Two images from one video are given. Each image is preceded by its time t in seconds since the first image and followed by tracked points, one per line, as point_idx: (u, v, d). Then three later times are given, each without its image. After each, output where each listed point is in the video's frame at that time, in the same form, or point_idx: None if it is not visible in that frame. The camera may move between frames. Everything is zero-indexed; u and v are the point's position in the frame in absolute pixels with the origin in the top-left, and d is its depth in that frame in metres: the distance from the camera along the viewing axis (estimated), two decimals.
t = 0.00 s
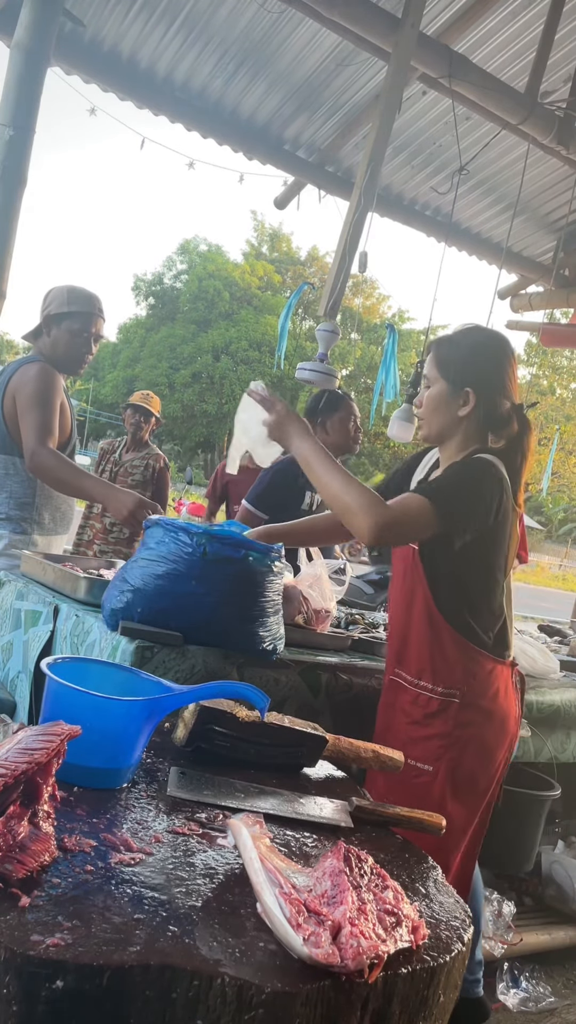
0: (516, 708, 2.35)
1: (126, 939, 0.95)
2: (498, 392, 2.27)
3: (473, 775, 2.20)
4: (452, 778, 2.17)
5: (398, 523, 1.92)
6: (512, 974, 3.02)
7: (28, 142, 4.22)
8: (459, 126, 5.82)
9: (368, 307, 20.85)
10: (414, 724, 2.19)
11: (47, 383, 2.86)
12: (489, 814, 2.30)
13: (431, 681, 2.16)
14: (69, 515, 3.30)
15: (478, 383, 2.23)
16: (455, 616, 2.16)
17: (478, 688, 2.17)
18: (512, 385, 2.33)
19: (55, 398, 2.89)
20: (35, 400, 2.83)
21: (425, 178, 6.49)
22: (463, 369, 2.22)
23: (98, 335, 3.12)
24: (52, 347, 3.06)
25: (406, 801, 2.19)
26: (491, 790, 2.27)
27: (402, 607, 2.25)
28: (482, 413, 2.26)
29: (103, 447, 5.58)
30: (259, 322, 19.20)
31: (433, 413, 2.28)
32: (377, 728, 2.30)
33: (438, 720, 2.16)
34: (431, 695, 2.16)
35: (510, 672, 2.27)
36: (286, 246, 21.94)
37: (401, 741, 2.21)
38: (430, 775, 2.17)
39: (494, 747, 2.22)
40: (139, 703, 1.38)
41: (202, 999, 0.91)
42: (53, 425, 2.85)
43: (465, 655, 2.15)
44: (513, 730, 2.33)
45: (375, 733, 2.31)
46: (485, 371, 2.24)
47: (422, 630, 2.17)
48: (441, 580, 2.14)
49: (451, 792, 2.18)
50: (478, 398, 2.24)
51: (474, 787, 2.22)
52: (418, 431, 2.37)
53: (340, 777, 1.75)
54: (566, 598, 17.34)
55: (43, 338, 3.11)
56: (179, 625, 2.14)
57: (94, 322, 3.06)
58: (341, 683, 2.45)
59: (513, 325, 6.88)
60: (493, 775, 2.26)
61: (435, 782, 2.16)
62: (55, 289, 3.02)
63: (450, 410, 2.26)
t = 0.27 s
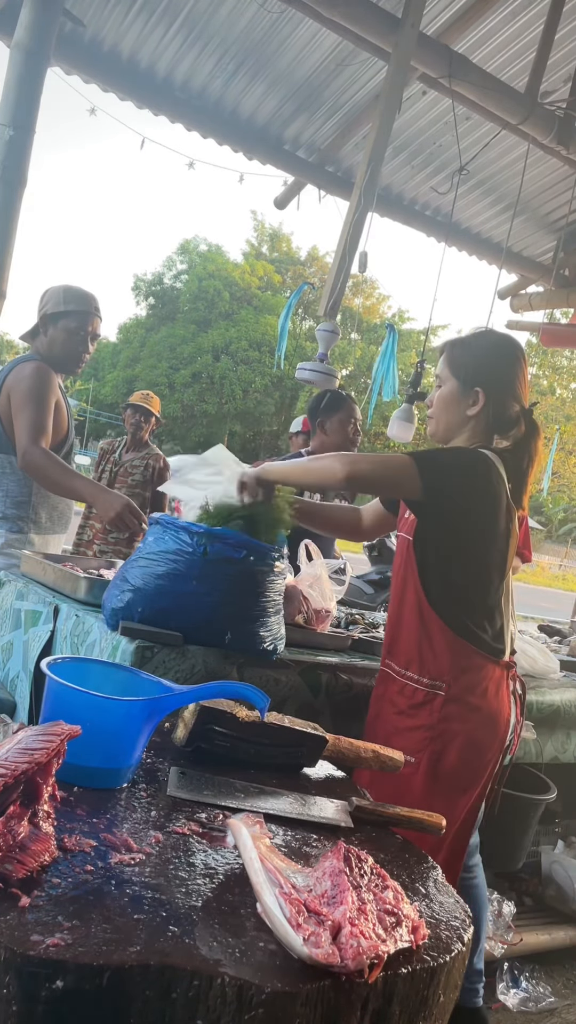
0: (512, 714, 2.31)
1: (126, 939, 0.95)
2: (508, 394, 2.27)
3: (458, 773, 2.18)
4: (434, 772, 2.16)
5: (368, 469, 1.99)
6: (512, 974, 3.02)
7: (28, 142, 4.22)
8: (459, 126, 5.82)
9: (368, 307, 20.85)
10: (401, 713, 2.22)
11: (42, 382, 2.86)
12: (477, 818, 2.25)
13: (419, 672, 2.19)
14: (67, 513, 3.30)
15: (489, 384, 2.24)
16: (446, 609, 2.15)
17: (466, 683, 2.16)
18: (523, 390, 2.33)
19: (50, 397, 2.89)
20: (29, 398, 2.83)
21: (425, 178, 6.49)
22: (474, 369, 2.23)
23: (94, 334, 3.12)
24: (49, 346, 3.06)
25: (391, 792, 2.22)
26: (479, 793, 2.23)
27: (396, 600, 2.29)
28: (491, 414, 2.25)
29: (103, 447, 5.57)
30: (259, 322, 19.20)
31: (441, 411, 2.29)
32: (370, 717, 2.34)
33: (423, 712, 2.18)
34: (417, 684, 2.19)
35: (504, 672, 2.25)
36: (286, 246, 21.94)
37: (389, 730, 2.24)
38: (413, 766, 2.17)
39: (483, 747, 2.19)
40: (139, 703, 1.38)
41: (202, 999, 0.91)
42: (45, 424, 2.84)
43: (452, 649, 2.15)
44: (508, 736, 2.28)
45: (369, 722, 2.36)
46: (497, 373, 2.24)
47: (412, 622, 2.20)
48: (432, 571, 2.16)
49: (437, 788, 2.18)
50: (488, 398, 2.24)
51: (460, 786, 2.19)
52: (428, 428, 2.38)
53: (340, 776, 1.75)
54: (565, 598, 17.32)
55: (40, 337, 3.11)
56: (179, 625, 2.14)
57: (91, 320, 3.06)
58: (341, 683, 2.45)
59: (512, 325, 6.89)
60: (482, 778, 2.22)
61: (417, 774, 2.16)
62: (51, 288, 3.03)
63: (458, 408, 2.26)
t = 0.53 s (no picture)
0: (512, 712, 2.34)
1: (126, 939, 0.95)
2: (507, 396, 2.27)
3: (464, 776, 2.18)
4: (442, 777, 2.16)
5: (389, 533, 2.00)
6: (512, 974, 3.02)
7: (29, 142, 4.22)
8: (459, 126, 5.81)
9: (368, 307, 20.84)
10: (406, 719, 2.21)
11: (41, 381, 2.86)
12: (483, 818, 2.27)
13: (423, 677, 2.18)
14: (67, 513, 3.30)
15: (487, 384, 2.23)
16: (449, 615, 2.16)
17: (470, 686, 2.17)
18: (523, 390, 2.33)
19: (50, 397, 2.89)
20: (29, 397, 2.83)
21: (425, 178, 6.49)
22: (472, 369, 2.23)
23: (93, 332, 3.12)
24: (49, 345, 3.06)
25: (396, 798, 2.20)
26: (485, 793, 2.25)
27: (399, 605, 2.27)
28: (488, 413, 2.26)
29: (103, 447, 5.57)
30: (259, 322, 19.20)
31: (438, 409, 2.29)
32: (372, 723, 2.33)
33: (429, 717, 2.17)
34: (421, 690, 2.18)
35: (505, 672, 2.26)
36: (286, 246, 21.94)
37: (394, 737, 2.23)
38: (420, 772, 2.17)
39: (487, 748, 2.21)
40: (140, 703, 1.38)
41: (202, 1000, 0.91)
42: (46, 424, 2.85)
43: (455, 653, 2.15)
44: (509, 734, 2.31)
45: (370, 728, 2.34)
46: (496, 374, 2.24)
47: (414, 628, 2.20)
48: (433, 578, 2.16)
49: (443, 792, 2.17)
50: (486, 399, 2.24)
51: (466, 789, 2.20)
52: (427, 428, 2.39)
53: (340, 776, 1.75)
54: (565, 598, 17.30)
55: (39, 337, 3.11)
56: (179, 625, 2.14)
57: (90, 319, 3.06)
58: (341, 683, 2.45)
59: (512, 325, 6.88)
60: (487, 778, 2.24)
61: (425, 779, 2.16)
62: (50, 288, 3.03)
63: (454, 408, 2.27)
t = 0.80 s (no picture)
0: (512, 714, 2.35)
1: (126, 939, 0.95)
2: (513, 394, 2.27)
3: (468, 778, 2.19)
4: (446, 779, 2.16)
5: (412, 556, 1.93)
6: (512, 974, 3.02)
7: (29, 142, 4.22)
8: (459, 126, 5.81)
9: (368, 307, 20.84)
10: (410, 721, 2.20)
11: (46, 381, 2.87)
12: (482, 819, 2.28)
13: (428, 680, 2.17)
14: (67, 513, 3.30)
15: (493, 384, 2.24)
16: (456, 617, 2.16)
17: (475, 688, 2.17)
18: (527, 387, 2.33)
19: (55, 396, 2.90)
20: (35, 397, 2.84)
21: (425, 178, 6.50)
22: (478, 370, 2.23)
23: (95, 332, 3.12)
24: (50, 346, 3.06)
25: (401, 800, 2.20)
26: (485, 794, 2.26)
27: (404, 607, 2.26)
28: (498, 415, 2.27)
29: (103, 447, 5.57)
30: (259, 322, 19.21)
31: (447, 414, 2.28)
32: (373, 725, 2.31)
33: (434, 720, 2.17)
34: (427, 694, 2.17)
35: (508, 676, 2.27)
36: (286, 246, 21.94)
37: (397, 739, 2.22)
38: (424, 774, 2.17)
39: (489, 751, 2.22)
40: (140, 703, 1.38)
41: (202, 1000, 0.91)
42: (54, 424, 2.85)
43: (462, 657, 2.15)
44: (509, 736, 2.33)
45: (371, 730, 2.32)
46: (502, 373, 2.24)
47: (420, 631, 2.19)
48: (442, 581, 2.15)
49: (447, 793, 2.18)
50: (493, 399, 2.25)
51: (469, 790, 2.21)
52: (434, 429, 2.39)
53: (340, 776, 1.75)
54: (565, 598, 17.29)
55: (40, 337, 3.11)
56: (179, 625, 2.14)
57: (91, 319, 3.06)
58: (341, 683, 2.45)
59: (512, 325, 6.88)
60: (488, 779, 2.26)
61: (429, 781, 2.16)
62: (51, 288, 3.03)
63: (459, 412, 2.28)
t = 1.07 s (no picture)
0: (511, 720, 2.33)
1: (126, 939, 0.95)
2: (521, 393, 2.26)
3: (460, 780, 2.18)
4: (436, 779, 2.16)
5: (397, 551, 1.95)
6: (512, 974, 3.02)
7: (28, 142, 4.22)
8: (459, 126, 5.81)
9: (368, 307, 20.84)
10: (403, 719, 2.22)
11: (47, 382, 2.87)
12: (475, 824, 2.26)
13: (422, 678, 2.19)
14: (67, 513, 3.30)
15: (499, 382, 2.23)
16: (452, 617, 2.16)
17: (469, 688, 2.17)
18: (539, 387, 2.31)
19: (56, 397, 2.90)
20: (36, 397, 2.84)
21: (425, 178, 6.49)
22: (486, 368, 2.23)
23: (96, 332, 3.12)
24: (51, 346, 3.06)
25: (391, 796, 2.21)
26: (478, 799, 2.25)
27: (402, 606, 2.28)
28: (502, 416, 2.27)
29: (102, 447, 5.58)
30: (259, 322, 19.21)
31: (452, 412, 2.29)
32: (368, 721, 2.33)
33: (426, 718, 2.18)
34: (420, 692, 2.19)
35: (507, 681, 2.26)
36: (286, 246, 21.94)
37: (389, 735, 2.24)
38: (414, 772, 2.18)
39: (484, 755, 2.21)
40: (140, 703, 1.38)
41: (202, 1000, 0.91)
42: (55, 425, 2.85)
43: (456, 657, 2.16)
44: (506, 742, 2.31)
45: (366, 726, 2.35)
46: (509, 372, 2.24)
47: (415, 630, 2.20)
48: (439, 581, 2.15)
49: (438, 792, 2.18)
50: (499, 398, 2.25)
51: (461, 793, 2.20)
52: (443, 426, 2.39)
53: (340, 776, 1.75)
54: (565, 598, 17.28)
55: (40, 337, 3.11)
56: (179, 625, 2.14)
57: (92, 319, 3.06)
58: (341, 683, 2.45)
59: (512, 326, 6.88)
60: (482, 784, 2.24)
61: (419, 779, 2.17)
62: (52, 288, 3.03)
63: (465, 413, 2.29)
